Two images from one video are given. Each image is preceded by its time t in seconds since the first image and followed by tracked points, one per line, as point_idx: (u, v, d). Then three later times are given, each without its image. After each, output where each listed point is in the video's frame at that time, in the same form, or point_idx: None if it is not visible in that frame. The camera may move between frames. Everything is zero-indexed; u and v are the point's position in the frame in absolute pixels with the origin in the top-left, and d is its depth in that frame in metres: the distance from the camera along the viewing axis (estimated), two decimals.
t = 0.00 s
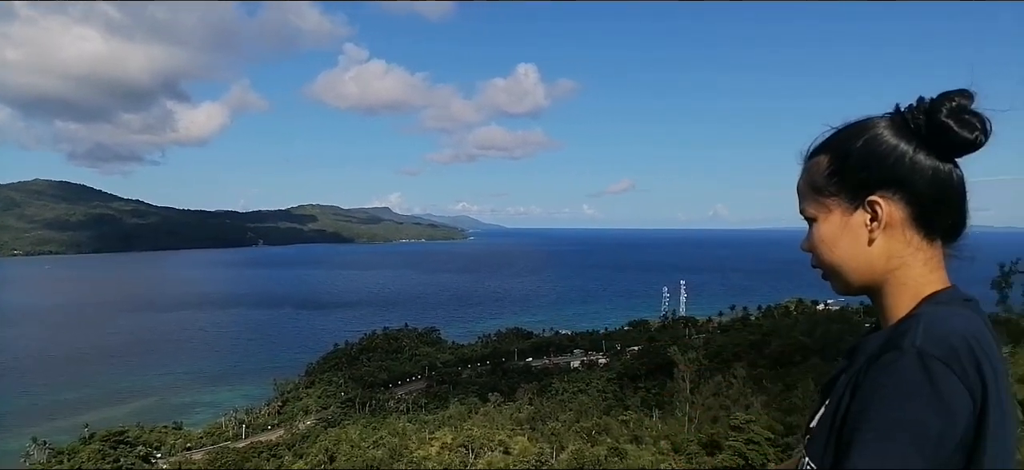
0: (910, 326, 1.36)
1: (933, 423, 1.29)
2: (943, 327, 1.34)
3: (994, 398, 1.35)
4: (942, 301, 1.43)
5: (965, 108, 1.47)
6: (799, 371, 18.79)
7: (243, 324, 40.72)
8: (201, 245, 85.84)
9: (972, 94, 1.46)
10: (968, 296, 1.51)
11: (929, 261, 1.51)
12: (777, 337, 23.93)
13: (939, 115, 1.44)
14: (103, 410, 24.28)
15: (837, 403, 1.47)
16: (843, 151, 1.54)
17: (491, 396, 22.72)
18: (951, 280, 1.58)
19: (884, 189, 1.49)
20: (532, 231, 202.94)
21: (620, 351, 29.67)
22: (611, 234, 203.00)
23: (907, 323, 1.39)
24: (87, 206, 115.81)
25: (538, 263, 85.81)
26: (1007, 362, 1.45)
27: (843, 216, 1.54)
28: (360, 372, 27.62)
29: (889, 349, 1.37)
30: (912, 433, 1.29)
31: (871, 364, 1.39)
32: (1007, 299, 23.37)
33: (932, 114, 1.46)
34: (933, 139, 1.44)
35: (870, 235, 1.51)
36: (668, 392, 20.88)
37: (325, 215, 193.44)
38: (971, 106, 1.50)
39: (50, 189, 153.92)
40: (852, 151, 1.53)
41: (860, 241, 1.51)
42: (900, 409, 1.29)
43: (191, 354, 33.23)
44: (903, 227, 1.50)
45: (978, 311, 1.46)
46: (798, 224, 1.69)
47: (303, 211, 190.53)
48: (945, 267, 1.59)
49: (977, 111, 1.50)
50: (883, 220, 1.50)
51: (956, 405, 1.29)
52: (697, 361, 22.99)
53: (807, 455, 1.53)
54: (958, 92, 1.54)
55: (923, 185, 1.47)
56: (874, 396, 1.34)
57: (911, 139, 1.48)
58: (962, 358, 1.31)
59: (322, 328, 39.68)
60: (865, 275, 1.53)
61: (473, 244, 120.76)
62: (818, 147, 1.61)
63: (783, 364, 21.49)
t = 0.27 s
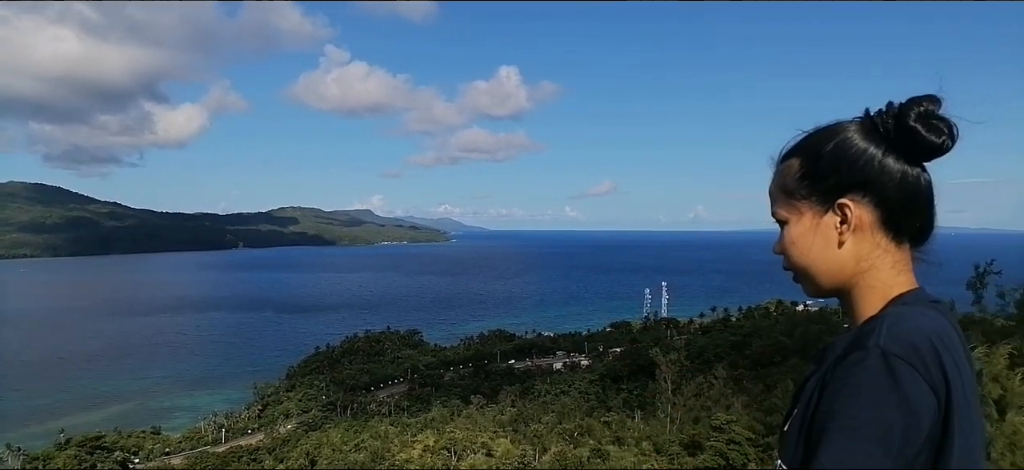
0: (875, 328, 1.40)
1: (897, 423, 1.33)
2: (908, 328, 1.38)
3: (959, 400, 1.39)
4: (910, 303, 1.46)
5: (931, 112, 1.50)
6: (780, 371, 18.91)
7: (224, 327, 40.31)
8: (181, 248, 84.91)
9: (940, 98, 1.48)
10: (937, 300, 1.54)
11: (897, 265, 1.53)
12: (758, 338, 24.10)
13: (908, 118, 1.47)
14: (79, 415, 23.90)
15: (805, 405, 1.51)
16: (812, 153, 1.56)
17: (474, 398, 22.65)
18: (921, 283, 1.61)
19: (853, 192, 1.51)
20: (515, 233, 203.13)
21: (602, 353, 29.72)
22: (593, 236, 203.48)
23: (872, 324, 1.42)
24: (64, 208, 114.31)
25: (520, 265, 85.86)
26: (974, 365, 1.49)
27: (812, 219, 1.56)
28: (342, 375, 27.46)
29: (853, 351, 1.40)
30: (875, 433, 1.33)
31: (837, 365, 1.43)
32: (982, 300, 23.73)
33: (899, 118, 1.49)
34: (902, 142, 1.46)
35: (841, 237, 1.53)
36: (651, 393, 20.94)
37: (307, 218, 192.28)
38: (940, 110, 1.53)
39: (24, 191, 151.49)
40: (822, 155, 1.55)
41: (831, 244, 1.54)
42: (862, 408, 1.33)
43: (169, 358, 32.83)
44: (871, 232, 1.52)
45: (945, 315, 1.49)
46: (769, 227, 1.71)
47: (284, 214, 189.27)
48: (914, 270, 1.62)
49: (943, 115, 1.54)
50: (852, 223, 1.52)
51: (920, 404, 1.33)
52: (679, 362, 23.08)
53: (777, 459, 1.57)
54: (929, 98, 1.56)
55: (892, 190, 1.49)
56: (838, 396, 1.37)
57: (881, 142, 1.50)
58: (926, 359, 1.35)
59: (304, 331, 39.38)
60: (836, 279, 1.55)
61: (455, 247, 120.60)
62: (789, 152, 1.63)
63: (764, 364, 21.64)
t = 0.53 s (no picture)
0: (847, 326, 1.42)
1: (872, 422, 1.34)
2: (880, 328, 1.40)
3: (931, 399, 1.41)
4: (885, 303, 1.47)
5: (903, 111, 1.53)
6: (765, 369, 19.05)
7: (209, 329, 40.05)
8: (165, 248, 84.28)
9: (910, 98, 1.51)
10: (911, 298, 1.56)
11: (874, 264, 1.55)
12: (743, 336, 24.26)
13: (880, 118, 1.49)
14: (62, 418, 23.68)
15: (781, 406, 1.52)
16: (785, 155, 1.58)
17: (462, 398, 22.62)
18: (897, 282, 1.63)
19: (828, 194, 1.53)
20: (503, 232, 203.13)
21: (589, 352, 29.80)
22: (581, 235, 203.09)
23: (846, 323, 1.44)
24: (45, 209, 113.01)
25: (508, 264, 85.89)
26: (949, 363, 1.51)
27: (788, 219, 1.58)
28: (328, 375, 27.34)
29: (827, 349, 1.42)
30: (848, 431, 1.34)
31: (810, 364, 1.44)
32: (964, 298, 24.00)
33: (870, 118, 1.52)
34: (874, 140, 1.49)
35: (817, 237, 1.54)
36: (638, 392, 21.02)
37: (293, 218, 191.35)
38: (910, 109, 1.56)
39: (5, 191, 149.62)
40: (797, 154, 1.57)
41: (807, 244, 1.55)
42: (835, 408, 1.34)
43: (154, 360, 32.58)
44: (846, 229, 1.54)
45: (921, 313, 1.51)
46: (749, 228, 1.73)
47: (270, 214, 188.29)
48: (891, 266, 1.64)
49: (915, 114, 1.56)
50: (827, 223, 1.53)
51: (893, 402, 1.35)
52: (666, 361, 23.19)
53: (755, 463, 1.58)
54: (901, 96, 1.59)
55: (866, 189, 1.51)
56: (811, 395, 1.39)
57: (854, 141, 1.53)
58: (900, 360, 1.37)
59: (290, 331, 39.20)
60: (813, 279, 1.56)
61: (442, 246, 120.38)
62: (764, 154, 1.65)
63: (750, 363, 21.79)
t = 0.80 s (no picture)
0: (824, 327, 1.45)
1: (846, 423, 1.37)
2: (856, 329, 1.42)
3: (907, 399, 1.44)
4: (862, 304, 1.51)
5: (879, 117, 1.57)
6: (751, 370, 19.19)
7: (194, 332, 39.74)
8: (149, 250, 83.55)
9: (887, 105, 1.56)
10: (889, 302, 1.59)
11: (853, 267, 1.58)
12: (729, 337, 24.41)
13: (858, 121, 1.52)
14: (44, 422, 23.39)
15: (760, 407, 1.54)
16: (767, 157, 1.62)
17: (449, 400, 22.56)
18: (873, 285, 1.67)
19: (807, 196, 1.56)
20: (490, 233, 203.12)
21: (576, 353, 29.87)
22: (569, 237, 203.20)
23: (823, 324, 1.47)
24: (26, 211, 111.62)
25: (495, 266, 85.93)
26: (923, 365, 1.54)
27: (767, 220, 1.61)
28: (314, 378, 27.21)
29: (806, 349, 1.44)
30: (824, 432, 1.37)
31: (789, 363, 1.47)
32: (945, 299, 24.30)
33: (851, 122, 1.56)
34: (854, 143, 1.53)
35: (794, 238, 1.58)
36: (624, 393, 21.09)
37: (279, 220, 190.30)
38: (890, 114, 1.60)
39: None
40: (777, 158, 1.60)
41: (785, 246, 1.58)
42: (810, 408, 1.37)
43: (138, 363, 32.27)
44: (825, 232, 1.57)
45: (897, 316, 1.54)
46: (729, 229, 1.76)
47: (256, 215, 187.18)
48: (867, 270, 1.68)
49: (893, 119, 1.61)
50: (805, 225, 1.56)
51: (867, 402, 1.38)
52: (652, 361, 23.29)
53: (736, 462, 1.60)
54: (879, 102, 1.64)
55: (845, 192, 1.55)
56: (789, 394, 1.41)
57: (832, 144, 1.57)
58: (875, 360, 1.40)
59: (276, 334, 38.99)
60: (789, 281, 1.59)
61: (429, 248, 120.18)
62: (745, 158, 1.68)
63: (736, 363, 21.93)
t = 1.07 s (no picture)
0: (790, 330, 1.45)
1: (809, 428, 1.38)
2: (819, 332, 1.43)
3: (868, 402, 1.44)
4: (823, 308, 1.51)
5: (843, 122, 1.56)
6: (726, 370, 19.34)
7: (167, 336, 39.14)
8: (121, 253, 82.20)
9: (848, 111, 1.55)
10: (846, 304, 1.60)
11: (814, 269, 1.58)
12: (705, 338, 24.58)
13: (818, 127, 1.53)
14: (10, 430, 22.85)
15: (727, 411, 1.54)
16: (730, 163, 1.62)
17: (426, 403, 22.42)
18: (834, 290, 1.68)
19: (768, 201, 1.57)
20: (468, 236, 202.96)
21: (554, 355, 29.89)
22: (548, 240, 203.41)
23: (786, 329, 1.48)
24: None
25: (473, 269, 85.82)
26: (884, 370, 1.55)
27: (730, 226, 1.61)
28: (289, 382, 26.90)
29: (769, 353, 1.45)
30: (791, 435, 1.37)
31: (752, 367, 1.48)
32: (916, 299, 24.67)
33: (810, 127, 1.55)
34: (812, 149, 1.52)
35: (756, 244, 1.58)
36: (601, 394, 21.12)
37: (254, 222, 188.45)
38: (850, 119, 1.59)
39: None
40: (740, 162, 1.60)
41: (745, 250, 1.59)
42: (776, 411, 1.38)
43: (109, 368, 31.70)
44: (786, 235, 1.57)
45: (856, 318, 1.55)
46: (692, 234, 1.76)
47: (231, 218, 185.18)
48: (829, 272, 1.68)
49: (854, 125, 1.60)
50: (766, 229, 1.57)
51: (830, 403, 1.39)
52: (629, 362, 23.38)
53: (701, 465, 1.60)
54: (839, 108, 1.63)
55: (804, 197, 1.54)
56: (757, 396, 1.41)
57: (794, 149, 1.56)
58: (840, 362, 1.41)
59: (251, 338, 38.54)
60: (754, 282, 1.59)
61: (407, 251, 119.78)
62: (709, 163, 1.68)
63: (712, 364, 22.08)
